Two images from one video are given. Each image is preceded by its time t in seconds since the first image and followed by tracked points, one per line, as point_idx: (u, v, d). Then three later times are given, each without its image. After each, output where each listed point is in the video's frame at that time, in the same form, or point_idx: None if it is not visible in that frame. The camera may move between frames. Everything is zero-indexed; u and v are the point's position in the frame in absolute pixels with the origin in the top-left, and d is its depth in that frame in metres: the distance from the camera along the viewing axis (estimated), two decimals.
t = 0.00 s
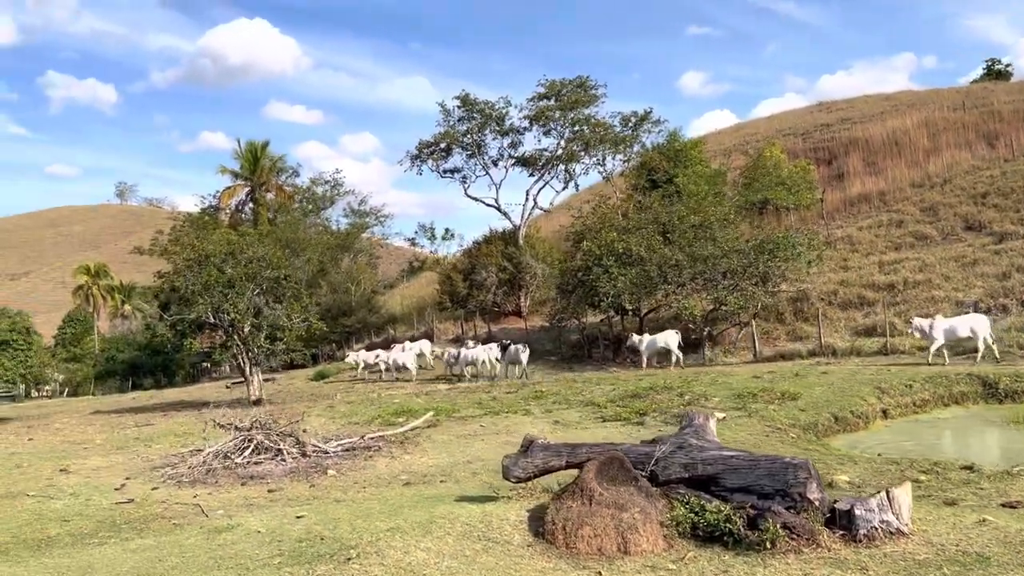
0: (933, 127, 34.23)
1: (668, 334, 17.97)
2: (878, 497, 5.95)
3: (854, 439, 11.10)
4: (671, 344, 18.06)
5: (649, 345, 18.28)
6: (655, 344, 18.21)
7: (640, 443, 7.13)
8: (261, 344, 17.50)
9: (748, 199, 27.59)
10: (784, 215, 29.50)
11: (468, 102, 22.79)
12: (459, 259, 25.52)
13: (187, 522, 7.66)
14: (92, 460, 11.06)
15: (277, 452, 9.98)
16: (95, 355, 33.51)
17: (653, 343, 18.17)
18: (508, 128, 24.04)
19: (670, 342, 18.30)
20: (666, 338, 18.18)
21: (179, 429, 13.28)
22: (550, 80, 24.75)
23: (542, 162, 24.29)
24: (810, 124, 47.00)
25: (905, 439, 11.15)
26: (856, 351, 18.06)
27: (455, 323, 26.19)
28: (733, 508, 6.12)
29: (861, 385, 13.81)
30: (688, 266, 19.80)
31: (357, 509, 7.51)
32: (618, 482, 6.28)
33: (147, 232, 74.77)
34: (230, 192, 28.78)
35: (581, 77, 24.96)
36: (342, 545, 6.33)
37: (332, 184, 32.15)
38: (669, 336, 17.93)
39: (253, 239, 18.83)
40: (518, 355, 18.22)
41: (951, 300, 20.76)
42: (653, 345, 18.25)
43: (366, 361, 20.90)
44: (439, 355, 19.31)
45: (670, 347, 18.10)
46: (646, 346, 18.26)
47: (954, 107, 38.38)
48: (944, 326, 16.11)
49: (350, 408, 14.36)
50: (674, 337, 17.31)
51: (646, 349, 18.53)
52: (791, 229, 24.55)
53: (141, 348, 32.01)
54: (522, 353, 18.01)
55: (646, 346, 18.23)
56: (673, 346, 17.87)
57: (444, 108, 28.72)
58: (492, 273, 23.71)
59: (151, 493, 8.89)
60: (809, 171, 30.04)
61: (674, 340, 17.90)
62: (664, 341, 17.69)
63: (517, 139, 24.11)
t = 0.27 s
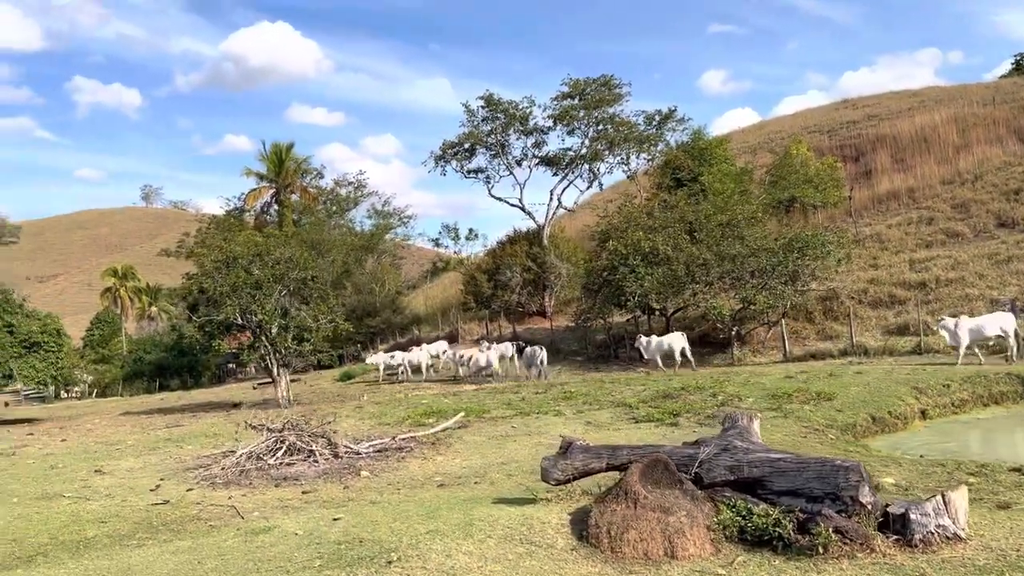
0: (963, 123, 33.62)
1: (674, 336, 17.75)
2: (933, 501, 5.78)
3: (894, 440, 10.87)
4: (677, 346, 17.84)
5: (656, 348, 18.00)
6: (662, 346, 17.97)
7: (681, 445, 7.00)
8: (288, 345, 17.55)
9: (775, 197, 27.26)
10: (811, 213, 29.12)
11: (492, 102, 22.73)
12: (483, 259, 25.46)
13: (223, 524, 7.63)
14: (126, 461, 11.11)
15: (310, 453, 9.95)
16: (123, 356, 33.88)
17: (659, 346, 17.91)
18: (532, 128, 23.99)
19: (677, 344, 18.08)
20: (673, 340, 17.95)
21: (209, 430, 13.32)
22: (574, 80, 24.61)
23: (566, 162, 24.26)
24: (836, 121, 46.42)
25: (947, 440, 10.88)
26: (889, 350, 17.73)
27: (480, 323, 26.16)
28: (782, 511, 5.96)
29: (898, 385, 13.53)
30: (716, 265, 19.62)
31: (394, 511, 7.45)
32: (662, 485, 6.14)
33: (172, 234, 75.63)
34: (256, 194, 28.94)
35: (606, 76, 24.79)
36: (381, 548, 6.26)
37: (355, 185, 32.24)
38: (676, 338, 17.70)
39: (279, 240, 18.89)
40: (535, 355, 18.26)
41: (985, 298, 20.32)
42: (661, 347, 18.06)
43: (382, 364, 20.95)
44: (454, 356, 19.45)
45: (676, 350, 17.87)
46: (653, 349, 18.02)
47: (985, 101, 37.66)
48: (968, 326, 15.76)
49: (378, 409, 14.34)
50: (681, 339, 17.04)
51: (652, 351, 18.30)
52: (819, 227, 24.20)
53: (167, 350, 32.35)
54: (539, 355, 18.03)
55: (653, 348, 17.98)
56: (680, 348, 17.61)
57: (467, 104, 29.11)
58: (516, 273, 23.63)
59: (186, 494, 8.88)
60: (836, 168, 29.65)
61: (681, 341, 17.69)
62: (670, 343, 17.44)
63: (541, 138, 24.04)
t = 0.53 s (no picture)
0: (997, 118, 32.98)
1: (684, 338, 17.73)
2: (996, 505, 5.56)
3: (938, 442, 10.62)
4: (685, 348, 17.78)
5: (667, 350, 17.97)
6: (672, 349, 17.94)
7: (728, 447, 6.86)
8: (317, 346, 17.61)
9: (804, 195, 26.94)
10: (841, 212, 28.73)
11: (518, 102, 22.78)
12: (509, 260, 25.41)
13: (263, 525, 7.61)
14: (162, 461, 11.17)
15: (345, 454, 9.93)
16: (152, 357, 34.29)
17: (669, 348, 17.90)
18: (558, 128, 24.04)
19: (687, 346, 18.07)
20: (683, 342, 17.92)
21: (243, 430, 13.38)
22: (600, 79, 24.52)
23: (591, 161, 24.44)
24: (865, 118, 45.83)
25: (992, 441, 10.61)
26: (926, 350, 17.39)
27: (506, 324, 26.16)
28: (837, 514, 5.80)
29: (938, 385, 13.24)
30: (746, 264, 19.45)
31: (435, 512, 7.39)
32: (712, 487, 6.00)
33: (198, 236, 76.51)
34: (283, 196, 29.14)
35: (633, 75, 24.66)
36: (426, 549, 6.19)
37: (380, 186, 32.34)
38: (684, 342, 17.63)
39: (308, 241, 18.95)
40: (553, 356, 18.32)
41: None
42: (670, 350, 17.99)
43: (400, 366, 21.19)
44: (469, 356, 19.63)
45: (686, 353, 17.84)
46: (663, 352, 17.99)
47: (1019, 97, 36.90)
48: (1000, 326, 15.37)
49: (409, 410, 14.31)
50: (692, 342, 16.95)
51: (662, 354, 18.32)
52: (850, 226, 23.86)
53: (195, 350, 32.68)
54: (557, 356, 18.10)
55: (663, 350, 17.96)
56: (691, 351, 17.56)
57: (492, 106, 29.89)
58: (542, 273, 23.64)
59: (224, 494, 8.89)
60: (866, 166, 29.24)
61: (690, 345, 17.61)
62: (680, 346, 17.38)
63: (567, 138, 24.07)
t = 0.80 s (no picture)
0: None
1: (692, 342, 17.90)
2: None
3: (981, 445, 10.39)
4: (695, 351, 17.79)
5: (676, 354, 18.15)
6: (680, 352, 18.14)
7: (773, 450, 6.73)
8: (345, 346, 17.67)
9: (832, 194, 26.62)
10: (869, 211, 28.36)
11: (543, 103, 22.89)
12: (534, 260, 25.37)
13: (302, 526, 7.59)
14: (197, 461, 11.22)
15: (379, 455, 9.91)
16: (178, 357, 34.64)
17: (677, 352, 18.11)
18: (583, 128, 24.11)
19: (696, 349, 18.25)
20: (691, 347, 18.10)
21: (274, 431, 13.43)
22: (625, 78, 24.48)
23: (616, 162, 24.32)
24: (892, 116, 45.27)
25: None
26: (961, 351, 17.07)
27: (531, 324, 26.16)
28: (890, 520, 5.66)
29: (976, 387, 12.98)
30: (776, 265, 19.21)
31: (474, 514, 7.33)
32: (760, 491, 5.89)
33: (222, 238, 77.28)
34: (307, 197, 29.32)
35: (658, 74, 24.56)
36: (469, 552, 6.14)
37: (404, 187, 32.42)
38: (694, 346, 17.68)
39: (335, 242, 19.02)
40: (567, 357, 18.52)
41: None
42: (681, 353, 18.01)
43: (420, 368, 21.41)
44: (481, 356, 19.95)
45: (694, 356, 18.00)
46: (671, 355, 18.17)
47: None
48: None
49: (438, 410, 14.30)
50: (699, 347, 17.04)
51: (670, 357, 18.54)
52: (880, 226, 23.54)
53: (221, 350, 32.96)
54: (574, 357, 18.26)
55: (671, 354, 18.17)
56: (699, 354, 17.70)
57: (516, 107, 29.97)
58: (568, 273, 23.78)
59: (260, 495, 8.90)
60: (895, 165, 28.85)
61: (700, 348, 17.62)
62: (687, 352, 17.51)
63: (591, 138, 24.15)
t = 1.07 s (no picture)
0: None
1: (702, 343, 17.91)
2: None
3: (1021, 449, 10.15)
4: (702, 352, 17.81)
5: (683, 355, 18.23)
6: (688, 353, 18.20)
7: (816, 452, 6.56)
8: (370, 347, 17.73)
9: (861, 193, 26.28)
10: (897, 210, 27.98)
11: (567, 102, 23.00)
12: (558, 261, 25.30)
13: (334, 527, 7.57)
14: (226, 461, 11.26)
15: (408, 456, 9.88)
16: (203, 357, 34.97)
17: (685, 352, 18.20)
18: (607, 127, 24.21)
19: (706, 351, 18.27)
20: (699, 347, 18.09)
21: (302, 431, 13.46)
22: (650, 78, 24.52)
23: (639, 162, 24.60)
24: (919, 114, 44.71)
25: None
26: (994, 352, 16.74)
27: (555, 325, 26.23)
28: (939, 526, 5.50)
29: (1014, 389, 12.71)
30: (804, 266, 19.04)
31: (507, 516, 7.28)
32: (804, 495, 5.76)
33: (245, 239, 78.00)
34: (331, 198, 29.49)
35: (683, 73, 24.59)
36: (505, 554, 6.06)
37: (427, 188, 32.50)
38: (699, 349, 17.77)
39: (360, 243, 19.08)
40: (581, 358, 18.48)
41: None
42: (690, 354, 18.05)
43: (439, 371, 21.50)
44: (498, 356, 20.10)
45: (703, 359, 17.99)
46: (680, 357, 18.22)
47: None
48: None
49: (464, 411, 14.27)
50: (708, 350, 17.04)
51: (678, 359, 18.64)
52: (910, 225, 23.18)
53: (246, 351, 33.21)
54: (588, 356, 18.23)
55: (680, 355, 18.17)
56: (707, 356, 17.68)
57: (541, 106, 30.01)
58: (591, 274, 23.84)
59: (291, 496, 8.90)
60: (923, 163, 28.46)
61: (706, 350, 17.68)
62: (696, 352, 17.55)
63: (615, 138, 24.28)
